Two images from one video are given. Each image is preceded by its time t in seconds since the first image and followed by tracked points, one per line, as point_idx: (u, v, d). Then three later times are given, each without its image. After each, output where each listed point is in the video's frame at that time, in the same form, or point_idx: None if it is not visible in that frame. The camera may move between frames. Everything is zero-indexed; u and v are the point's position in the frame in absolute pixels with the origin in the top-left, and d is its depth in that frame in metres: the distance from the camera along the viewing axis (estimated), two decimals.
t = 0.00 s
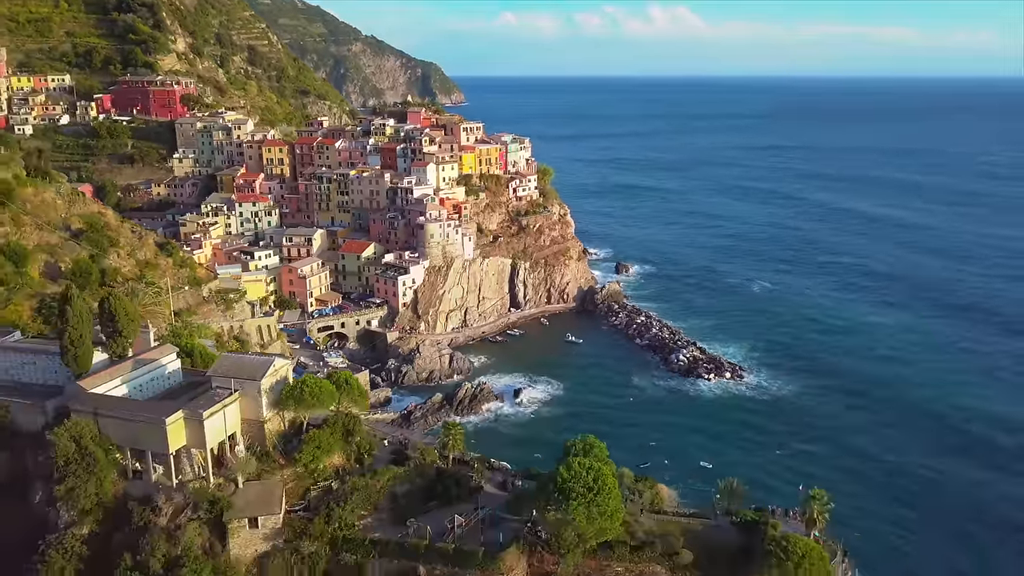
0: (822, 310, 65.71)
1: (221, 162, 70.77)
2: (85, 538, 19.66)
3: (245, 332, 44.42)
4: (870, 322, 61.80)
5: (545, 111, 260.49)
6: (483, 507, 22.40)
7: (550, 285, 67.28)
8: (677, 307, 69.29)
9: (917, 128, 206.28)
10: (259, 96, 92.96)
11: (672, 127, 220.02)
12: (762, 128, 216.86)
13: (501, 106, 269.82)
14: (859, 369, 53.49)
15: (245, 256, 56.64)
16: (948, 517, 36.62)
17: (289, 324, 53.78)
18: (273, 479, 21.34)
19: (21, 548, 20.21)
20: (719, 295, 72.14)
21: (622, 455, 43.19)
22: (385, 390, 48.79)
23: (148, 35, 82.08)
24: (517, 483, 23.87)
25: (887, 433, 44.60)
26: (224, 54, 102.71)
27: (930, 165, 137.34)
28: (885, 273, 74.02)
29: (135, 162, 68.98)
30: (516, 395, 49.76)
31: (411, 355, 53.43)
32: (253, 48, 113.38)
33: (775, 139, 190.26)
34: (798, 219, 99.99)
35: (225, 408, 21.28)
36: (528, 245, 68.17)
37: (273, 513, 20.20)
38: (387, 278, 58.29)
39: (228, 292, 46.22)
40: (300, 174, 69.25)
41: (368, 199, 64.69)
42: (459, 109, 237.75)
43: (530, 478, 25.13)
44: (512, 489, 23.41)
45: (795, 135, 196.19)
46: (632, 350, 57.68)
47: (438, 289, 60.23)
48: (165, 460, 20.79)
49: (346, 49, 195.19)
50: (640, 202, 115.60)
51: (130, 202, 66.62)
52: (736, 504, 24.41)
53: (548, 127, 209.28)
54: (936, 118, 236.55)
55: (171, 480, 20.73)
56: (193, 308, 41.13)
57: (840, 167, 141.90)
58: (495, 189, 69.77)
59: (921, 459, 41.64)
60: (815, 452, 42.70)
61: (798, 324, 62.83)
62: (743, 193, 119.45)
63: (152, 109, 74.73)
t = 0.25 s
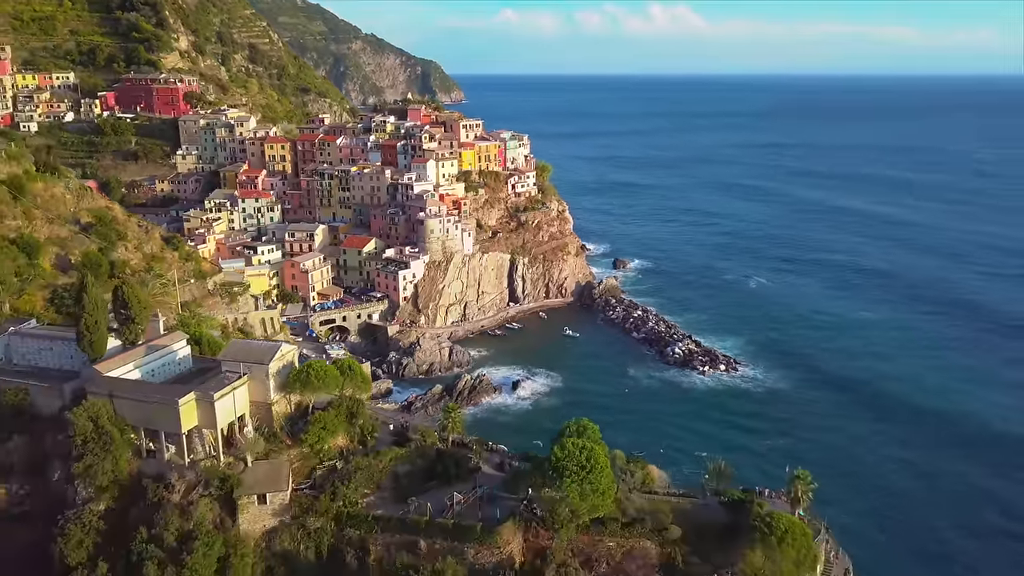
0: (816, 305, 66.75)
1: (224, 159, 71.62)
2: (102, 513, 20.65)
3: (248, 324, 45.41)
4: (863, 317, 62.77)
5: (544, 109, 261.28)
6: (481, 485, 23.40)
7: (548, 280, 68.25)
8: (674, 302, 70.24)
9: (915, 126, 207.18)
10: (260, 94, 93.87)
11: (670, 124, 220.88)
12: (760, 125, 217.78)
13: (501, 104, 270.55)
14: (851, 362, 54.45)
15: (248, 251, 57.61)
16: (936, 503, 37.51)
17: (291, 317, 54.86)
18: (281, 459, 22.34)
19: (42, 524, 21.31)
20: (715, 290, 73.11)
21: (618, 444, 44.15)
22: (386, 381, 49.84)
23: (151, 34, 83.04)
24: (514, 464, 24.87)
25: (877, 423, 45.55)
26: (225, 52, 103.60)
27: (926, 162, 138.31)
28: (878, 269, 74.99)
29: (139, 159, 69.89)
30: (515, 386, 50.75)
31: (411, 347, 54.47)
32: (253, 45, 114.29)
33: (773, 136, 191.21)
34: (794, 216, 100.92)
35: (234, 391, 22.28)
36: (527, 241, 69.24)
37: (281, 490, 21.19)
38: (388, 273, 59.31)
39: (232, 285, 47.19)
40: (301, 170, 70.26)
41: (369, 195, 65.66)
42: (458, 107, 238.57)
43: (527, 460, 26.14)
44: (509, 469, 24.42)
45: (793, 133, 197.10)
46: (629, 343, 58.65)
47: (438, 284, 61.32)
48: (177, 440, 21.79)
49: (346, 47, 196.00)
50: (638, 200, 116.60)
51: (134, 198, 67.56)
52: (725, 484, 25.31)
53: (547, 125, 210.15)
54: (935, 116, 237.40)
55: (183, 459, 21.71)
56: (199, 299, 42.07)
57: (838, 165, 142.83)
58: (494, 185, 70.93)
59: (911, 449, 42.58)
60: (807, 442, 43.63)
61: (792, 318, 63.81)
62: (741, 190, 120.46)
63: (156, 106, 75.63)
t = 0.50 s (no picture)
0: (812, 300, 67.60)
1: (227, 156, 72.49)
2: (117, 492, 21.53)
3: (252, 318, 46.29)
4: (858, 311, 63.61)
5: (544, 107, 262.10)
6: (480, 466, 24.39)
7: (547, 276, 69.14)
8: (671, 297, 71.07)
9: (913, 124, 208.16)
10: (262, 92, 94.76)
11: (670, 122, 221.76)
12: (759, 123, 218.60)
13: (501, 102, 271.29)
14: (845, 354, 55.25)
15: (251, 246, 58.49)
16: (929, 488, 38.29)
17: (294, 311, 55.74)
18: (288, 440, 23.30)
19: (61, 502, 22.24)
20: (712, 285, 73.95)
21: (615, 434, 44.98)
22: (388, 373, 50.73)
23: (154, 32, 83.98)
24: (511, 447, 25.86)
25: (870, 412, 46.31)
26: (227, 51, 104.52)
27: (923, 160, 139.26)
28: (873, 265, 75.86)
29: (143, 156, 70.74)
30: (514, 378, 51.64)
31: (412, 341, 55.40)
32: (255, 44, 115.19)
33: (772, 134, 192.17)
34: (791, 213, 101.83)
35: (243, 374, 23.31)
36: (526, 237, 70.25)
37: (289, 469, 22.13)
38: (389, 268, 60.22)
39: (236, 279, 48.15)
40: (303, 167, 71.22)
41: (370, 191, 66.60)
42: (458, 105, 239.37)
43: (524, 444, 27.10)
44: (506, 452, 25.42)
45: (792, 131, 198.06)
46: (627, 337, 59.55)
47: (439, 279, 62.30)
48: (189, 422, 22.76)
49: (346, 46, 196.76)
50: (637, 197, 117.54)
51: (138, 194, 68.40)
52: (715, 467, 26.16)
53: (547, 123, 210.97)
54: (934, 114, 238.46)
55: (195, 439, 22.64)
56: (205, 293, 42.95)
57: (836, 162, 143.78)
58: (493, 182, 72.08)
59: (905, 437, 43.27)
60: (802, 430, 44.44)
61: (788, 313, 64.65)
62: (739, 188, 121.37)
63: (159, 104, 76.49)
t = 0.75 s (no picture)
0: (808, 295, 68.39)
1: (230, 154, 73.46)
2: (131, 473, 22.48)
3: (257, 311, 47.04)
4: (853, 306, 64.51)
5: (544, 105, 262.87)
6: (479, 449, 25.35)
7: (546, 272, 70.05)
8: (669, 292, 71.94)
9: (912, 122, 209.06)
10: (264, 90, 95.61)
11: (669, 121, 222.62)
12: (758, 122, 219.62)
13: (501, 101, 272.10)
14: (840, 347, 56.09)
15: (254, 242, 59.39)
16: (920, 476, 39.01)
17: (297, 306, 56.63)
18: (294, 423, 24.25)
19: (75, 485, 23.11)
20: (710, 281, 74.83)
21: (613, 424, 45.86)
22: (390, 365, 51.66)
23: (158, 31, 84.92)
24: (510, 431, 26.78)
25: (863, 403, 47.14)
26: (229, 49, 105.47)
27: (921, 159, 140.20)
28: (869, 261, 76.72)
29: (147, 153, 71.63)
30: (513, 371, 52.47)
31: (413, 335, 56.34)
32: (256, 43, 116.11)
33: (771, 132, 193.07)
34: (788, 210, 102.75)
35: (252, 360, 24.24)
36: (525, 233, 71.21)
37: (296, 451, 23.08)
38: (390, 263, 61.13)
39: (240, 274, 48.99)
40: (306, 164, 72.20)
41: (372, 188, 67.57)
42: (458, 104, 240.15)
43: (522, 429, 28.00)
44: (504, 435, 26.34)
45: (791, 130, 198.99)
46: (624, 331, 60.43)
47: (439, 274, 63.24)
48: (200, 406, 23.71)
49: (347, 45, 197.58)
50: (636, 195, 118.47)
51: (143, 191, 69.28)
52: (705, 451, 26.81)
53: (547, 121, 211.81)
54: (933, 113, 239.47)
55: (205, 423, 23.58)
56: (210, 286, 43.75)
57: (833, 161, 144.69)
58: (493, 179, 73.08)
59: (898, 427, 44.02)
60: (796, 421, 45.20)
61: (784, 307, 65.53)
62: (737, 186, 122.33)
63: (163, 102, 77.45)
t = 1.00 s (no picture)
0: (804, 290, 69.21)
1: (233, 151, 74.41)
2: (143, 455, 23.40)
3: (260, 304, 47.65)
4: (848, 300, 65.39)
5: (543, 104, 263.52)
6: (478, 433, 26.30)
7: (545, 268, 70.97)
8: (667, 287, 72.84)
9: (910, 120, 209.99)
10: (265, 89, 96.49)
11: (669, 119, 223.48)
12: (758, 121, 220.45)
13: (501, 100, 272.83)
14: (834, 340, 56.97)
15: (258, 237, 60.26)
16: (911, 465, 39.81)
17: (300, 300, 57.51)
18: (300, 408, 25.19)
19: (89, 467, 24.04)
20: (707, 276, 75.72)
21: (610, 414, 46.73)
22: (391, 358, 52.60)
23: (161, 30, 85.90)
24: (507, 417, 27.74)
25: (855, 393, 48.03)
26: (231, 47, 106.38)
27: (918, 157, 141.05)
28: (865, 257, 77.60)
29: (151, 150, 72.52)
30: (513, 363, 53.32)
31: (414, 329, 57.25)
32: (257, 41, 117.02)
33: (770, 131, 193.85)
34: (785, 207, 103.70)
35: (259, 347, 25.16)
36: (524, 229, 72.17)
37: (301, 433, 24.01)
38: (391, 259, 62.03)
39: (245, 269, 49.82)
40: (308, 161, 73.17)
41: (373, 184, 68.52)
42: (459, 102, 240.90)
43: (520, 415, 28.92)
44: (502, 420, 27.29)
45: (790, 128, 199.82)
46: (622, 326, 61.34)
47: (439, 270, 64.22)
48: (209, 391, 24.65)
49: (347, 43, 198.39)
50: (635, 192, 119.43)
51: (147, 187, 70.13)
52: (697, 436, 27.75)
53: (547, 120, 212.63)
54: (932, 111, 240.16)
55: (214, 407, 24.51)
56: (216, 279, 44.50)
57: (831, 158, 145.55)
58: (493, 176, 74.06)
59: (890, 418, 44.85)
60: (790, 411, 46.00)
61: (780, 301, 66.37)
62: (735, 184, 123.27)
63: (167, 100, 78.41)
